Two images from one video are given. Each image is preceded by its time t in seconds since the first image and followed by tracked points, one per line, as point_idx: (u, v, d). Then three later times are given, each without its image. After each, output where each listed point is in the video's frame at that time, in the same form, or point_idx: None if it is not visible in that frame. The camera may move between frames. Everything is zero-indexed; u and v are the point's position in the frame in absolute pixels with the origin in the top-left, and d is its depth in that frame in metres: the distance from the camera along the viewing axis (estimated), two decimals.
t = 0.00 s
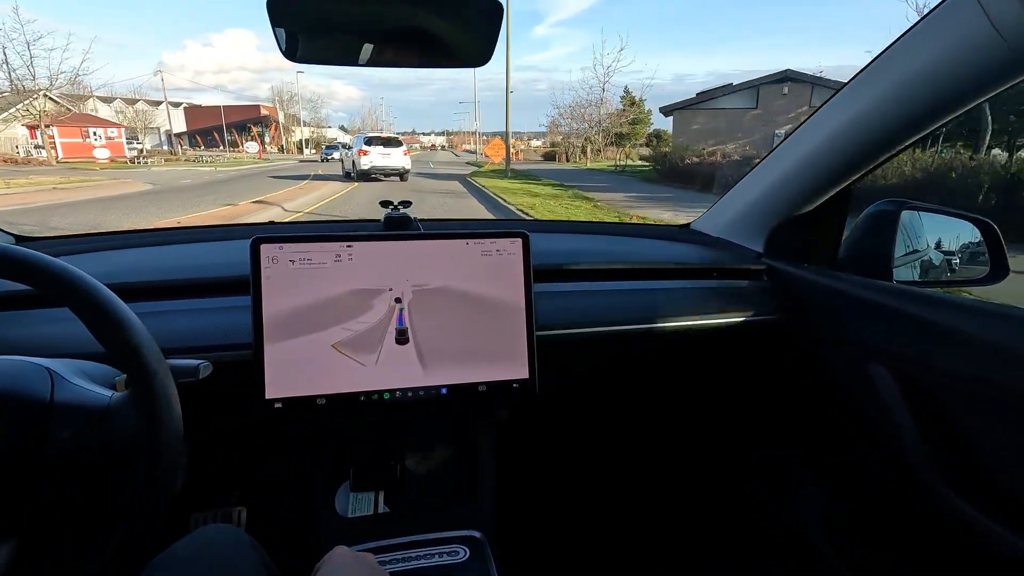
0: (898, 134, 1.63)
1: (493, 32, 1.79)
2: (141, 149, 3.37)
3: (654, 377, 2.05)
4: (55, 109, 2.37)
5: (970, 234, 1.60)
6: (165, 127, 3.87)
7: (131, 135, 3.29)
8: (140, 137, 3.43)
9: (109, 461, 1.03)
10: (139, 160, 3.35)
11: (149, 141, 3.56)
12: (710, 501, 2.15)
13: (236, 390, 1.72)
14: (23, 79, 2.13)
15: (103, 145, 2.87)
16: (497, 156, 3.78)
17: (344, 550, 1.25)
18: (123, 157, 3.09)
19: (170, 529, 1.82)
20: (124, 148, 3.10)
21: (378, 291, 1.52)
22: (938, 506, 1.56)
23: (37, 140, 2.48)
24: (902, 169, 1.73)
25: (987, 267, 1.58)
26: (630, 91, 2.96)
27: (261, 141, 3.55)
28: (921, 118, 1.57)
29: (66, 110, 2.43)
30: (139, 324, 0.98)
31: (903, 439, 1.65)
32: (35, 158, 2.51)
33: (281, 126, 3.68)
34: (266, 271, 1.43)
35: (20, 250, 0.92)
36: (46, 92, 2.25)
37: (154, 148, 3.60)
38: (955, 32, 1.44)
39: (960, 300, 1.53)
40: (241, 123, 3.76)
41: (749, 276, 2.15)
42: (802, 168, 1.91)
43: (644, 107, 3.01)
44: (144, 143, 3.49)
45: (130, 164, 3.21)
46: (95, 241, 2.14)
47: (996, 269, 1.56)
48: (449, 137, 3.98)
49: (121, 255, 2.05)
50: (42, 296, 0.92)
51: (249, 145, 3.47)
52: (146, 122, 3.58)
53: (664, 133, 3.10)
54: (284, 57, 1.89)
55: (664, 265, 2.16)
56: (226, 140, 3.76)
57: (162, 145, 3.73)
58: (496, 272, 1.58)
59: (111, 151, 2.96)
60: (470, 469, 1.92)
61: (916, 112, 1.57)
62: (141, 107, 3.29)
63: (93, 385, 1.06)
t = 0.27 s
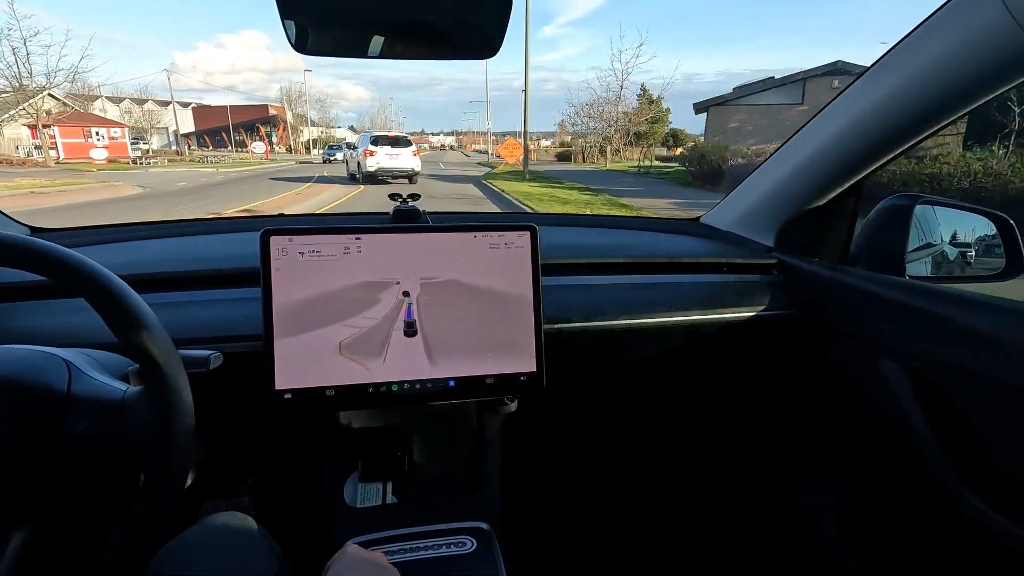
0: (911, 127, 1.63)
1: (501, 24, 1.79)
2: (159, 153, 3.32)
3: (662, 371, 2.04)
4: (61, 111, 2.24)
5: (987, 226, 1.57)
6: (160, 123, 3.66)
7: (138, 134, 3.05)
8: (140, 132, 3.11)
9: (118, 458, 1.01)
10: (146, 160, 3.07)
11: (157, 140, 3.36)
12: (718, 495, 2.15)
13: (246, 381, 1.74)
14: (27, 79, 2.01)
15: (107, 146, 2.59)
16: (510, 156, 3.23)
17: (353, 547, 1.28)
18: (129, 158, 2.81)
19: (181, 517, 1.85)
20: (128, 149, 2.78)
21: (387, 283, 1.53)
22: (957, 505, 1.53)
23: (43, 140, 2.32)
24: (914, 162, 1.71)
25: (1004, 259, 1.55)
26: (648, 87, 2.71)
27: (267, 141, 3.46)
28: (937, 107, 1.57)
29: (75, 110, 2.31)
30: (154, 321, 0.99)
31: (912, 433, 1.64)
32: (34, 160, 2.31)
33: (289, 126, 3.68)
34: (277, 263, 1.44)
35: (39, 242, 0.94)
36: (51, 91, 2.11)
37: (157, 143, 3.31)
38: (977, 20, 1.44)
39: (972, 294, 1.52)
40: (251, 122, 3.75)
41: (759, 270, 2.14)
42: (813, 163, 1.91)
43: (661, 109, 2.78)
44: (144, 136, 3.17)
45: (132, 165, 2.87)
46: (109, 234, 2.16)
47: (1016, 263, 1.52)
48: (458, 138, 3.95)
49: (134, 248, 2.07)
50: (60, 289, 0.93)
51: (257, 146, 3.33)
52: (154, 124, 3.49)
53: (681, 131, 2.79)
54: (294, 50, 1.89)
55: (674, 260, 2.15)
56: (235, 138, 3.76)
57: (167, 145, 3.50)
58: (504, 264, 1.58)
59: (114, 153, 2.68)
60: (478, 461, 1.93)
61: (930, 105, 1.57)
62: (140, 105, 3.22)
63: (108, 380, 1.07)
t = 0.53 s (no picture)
0: (925, 128, 1.62)
1: (512, 26, 1.79)
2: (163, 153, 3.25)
3: (673, 372, 2.04)
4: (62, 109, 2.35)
5: (1006, 227, 1.57)
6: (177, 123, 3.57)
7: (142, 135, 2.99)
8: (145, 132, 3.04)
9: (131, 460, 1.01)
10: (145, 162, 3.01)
11: (163, 141, 3.29)
12: (732, 496, 2.13)
13: (259, 382, 1.75)
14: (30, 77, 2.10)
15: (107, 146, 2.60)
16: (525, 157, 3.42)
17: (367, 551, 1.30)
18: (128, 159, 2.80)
19: (194, 517, 1.86)
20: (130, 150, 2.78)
21: (398, 285, 1.54)
22: (955, 505, 1.55)
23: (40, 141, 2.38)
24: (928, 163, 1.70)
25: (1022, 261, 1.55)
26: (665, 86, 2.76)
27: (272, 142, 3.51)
28: (947, 108, 1.56)
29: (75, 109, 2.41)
30: (169, 321, 1.01)
31: (926, 436, 1.62)
32: (32, 160, 2.31)
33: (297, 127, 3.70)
34: (290, 265, 1.45)
35: (57, 244, 0.95)
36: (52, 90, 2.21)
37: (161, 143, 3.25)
38: (993, 21, 1.43)
39: (987, 295, 1.50)
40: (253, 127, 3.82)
41: (771, 271, 2.13)
42: (825, 164, 1.90)
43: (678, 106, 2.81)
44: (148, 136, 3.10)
45: (131, 165, 2.85)
46: (123, 236, 2.18)
47: None
48: (466, 138, 3.95)
49: (148, 250, 2.09)
50: (77, 289, 0.95)
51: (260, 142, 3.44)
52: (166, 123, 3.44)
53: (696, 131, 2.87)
54: (307, 54, 1.91)
55: (684, 260, 2.14)
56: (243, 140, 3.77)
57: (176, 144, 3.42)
58: (515, 266, 1.59)
59: (116, 153, 2.69)
60: (488, 463, 1.93)
61: (943, 106, 1.56)
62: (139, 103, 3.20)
63: (128, 382, 1.07)
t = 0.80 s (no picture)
0: (933, 127, 1.60)
1: (519, 25, 1.79)
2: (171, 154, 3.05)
3: (681, 372, 2.04)
4: (62, 108, 2.27)
5: (1018, 226, 1.55)
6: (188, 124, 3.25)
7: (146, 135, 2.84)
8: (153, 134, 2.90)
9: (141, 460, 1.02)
10: (138, 162, 2.59)
11: (165, 139, 3.01)
12: (743, 497, 2.12)
13: (268, 381, 1.76)
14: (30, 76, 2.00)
15: (104, 146, 2.39)
16: (538, 158, 3.03)
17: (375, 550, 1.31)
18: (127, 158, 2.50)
19: (204, 515, 1.88)
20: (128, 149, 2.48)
21: (405, 284, 1.54)
22: (955, 504, 1.56)
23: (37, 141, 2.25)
24: (938, 162, 1.68)
25: None
26: (679, 86, 2.70)
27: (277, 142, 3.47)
28: (955, 110, 1.54)
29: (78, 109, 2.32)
30: (179, 321, 1.01)
31: (935, 437, 1.61)
32: (28, 161, 2.16)
33: (301, 127, 3.68)
34: (298, 265, 1.45)
35: (68, 244, 0.96)
36: (54, 90, 2.14)
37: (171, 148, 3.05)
38: (1003, 20, 1.43)
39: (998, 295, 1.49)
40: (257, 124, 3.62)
41: (779, 271, 2.12)
42: (834, 164, 1.89)
43: (694, 107, 2.71)
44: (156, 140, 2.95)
45: (127, 166, 2.55)
46: (132, 238, 2.19)
47: None
48: (472, 137, 3.97)
49: (158, 250, 2.10)
50: (88, 289, 0.96)
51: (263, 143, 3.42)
52: (168, 119, 3.06)
53: (710, 130, 2.63)
54: (314, 54, 1.91)
55: (693, 260, 2.13)
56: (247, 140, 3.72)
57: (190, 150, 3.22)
58: (521, 266, 1.59)
59: (112, 154, 2.43)
60: (495, 463, 1.93)
61: (952, 105, 1.54)
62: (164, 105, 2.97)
63: (139, 385, 1.07)
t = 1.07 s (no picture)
0: (942, 127, 1.59)
1: (526, 24, 1.79)
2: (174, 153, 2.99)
3: (688, 372, 2.03)
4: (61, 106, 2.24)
5: None
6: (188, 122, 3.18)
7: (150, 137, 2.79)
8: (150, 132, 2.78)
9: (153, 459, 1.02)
10: (137, 162, 2.66)
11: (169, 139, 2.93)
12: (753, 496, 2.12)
13: (276, 379, 1.77)
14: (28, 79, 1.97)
15: (102, 146, 2.35)
16: (550, 156, 3.17)
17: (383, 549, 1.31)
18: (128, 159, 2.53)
19: (212, 512, 1.89)
20: (128, 149, 2.49)
21: (413, 283, 1.55)
22: (955, 504, 1.58)
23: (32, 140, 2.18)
24: (948, 161, 1.68)
25: None
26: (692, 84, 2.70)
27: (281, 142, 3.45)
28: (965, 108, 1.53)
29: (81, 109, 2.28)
30: (187, 318, 1.01)
31: (945, 437, 1.60)
32: (20, 160, 2.03)
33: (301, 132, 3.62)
34: (306, 263, 1.46)
35: (80, 243, 0.97)
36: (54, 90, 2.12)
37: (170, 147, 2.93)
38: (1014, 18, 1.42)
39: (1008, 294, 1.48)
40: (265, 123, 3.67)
41: (788, 270, 2.11)
42: (843, 163, 1.88)
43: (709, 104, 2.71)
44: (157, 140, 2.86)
45: (123, 166, 2.56)
46: (141, 236, 2.20)
47: None
48: (477, 137, 3.97)
49: (166, 249, 2.11)
50: (101, 287, 0.97)
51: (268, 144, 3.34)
52: (170, 119, 2.97)
53: (723, 130, 2.63)
54: (322, 54, 1.92)
55: (700, 259, 2.12)
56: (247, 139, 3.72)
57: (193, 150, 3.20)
58: (529, 264, 1.59)
59: (111, 154, 2.41)
60: (502, 461, 1.93)
61: (962, 106, 1.53)
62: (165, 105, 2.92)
63: (150, 385, 1.08)
